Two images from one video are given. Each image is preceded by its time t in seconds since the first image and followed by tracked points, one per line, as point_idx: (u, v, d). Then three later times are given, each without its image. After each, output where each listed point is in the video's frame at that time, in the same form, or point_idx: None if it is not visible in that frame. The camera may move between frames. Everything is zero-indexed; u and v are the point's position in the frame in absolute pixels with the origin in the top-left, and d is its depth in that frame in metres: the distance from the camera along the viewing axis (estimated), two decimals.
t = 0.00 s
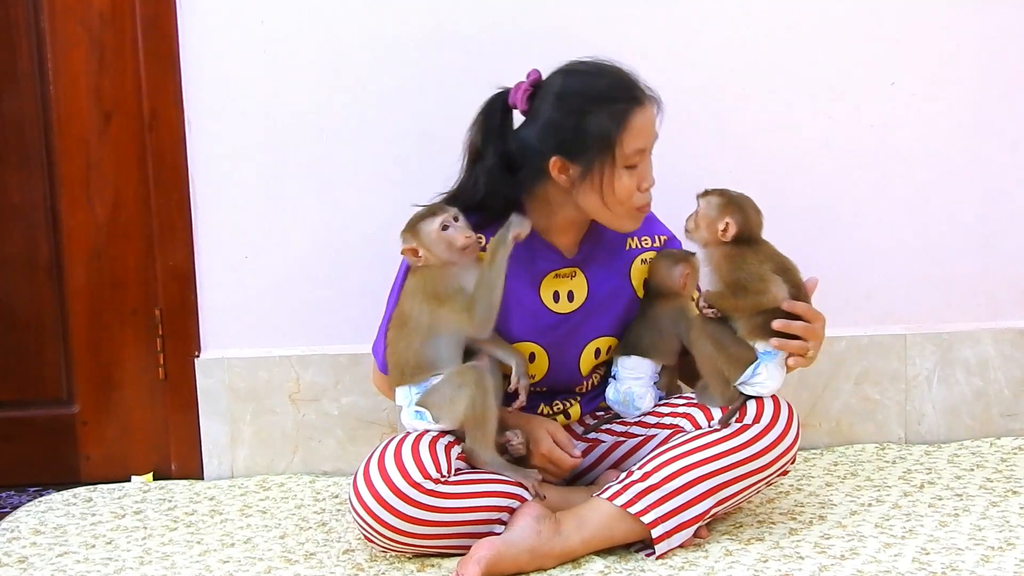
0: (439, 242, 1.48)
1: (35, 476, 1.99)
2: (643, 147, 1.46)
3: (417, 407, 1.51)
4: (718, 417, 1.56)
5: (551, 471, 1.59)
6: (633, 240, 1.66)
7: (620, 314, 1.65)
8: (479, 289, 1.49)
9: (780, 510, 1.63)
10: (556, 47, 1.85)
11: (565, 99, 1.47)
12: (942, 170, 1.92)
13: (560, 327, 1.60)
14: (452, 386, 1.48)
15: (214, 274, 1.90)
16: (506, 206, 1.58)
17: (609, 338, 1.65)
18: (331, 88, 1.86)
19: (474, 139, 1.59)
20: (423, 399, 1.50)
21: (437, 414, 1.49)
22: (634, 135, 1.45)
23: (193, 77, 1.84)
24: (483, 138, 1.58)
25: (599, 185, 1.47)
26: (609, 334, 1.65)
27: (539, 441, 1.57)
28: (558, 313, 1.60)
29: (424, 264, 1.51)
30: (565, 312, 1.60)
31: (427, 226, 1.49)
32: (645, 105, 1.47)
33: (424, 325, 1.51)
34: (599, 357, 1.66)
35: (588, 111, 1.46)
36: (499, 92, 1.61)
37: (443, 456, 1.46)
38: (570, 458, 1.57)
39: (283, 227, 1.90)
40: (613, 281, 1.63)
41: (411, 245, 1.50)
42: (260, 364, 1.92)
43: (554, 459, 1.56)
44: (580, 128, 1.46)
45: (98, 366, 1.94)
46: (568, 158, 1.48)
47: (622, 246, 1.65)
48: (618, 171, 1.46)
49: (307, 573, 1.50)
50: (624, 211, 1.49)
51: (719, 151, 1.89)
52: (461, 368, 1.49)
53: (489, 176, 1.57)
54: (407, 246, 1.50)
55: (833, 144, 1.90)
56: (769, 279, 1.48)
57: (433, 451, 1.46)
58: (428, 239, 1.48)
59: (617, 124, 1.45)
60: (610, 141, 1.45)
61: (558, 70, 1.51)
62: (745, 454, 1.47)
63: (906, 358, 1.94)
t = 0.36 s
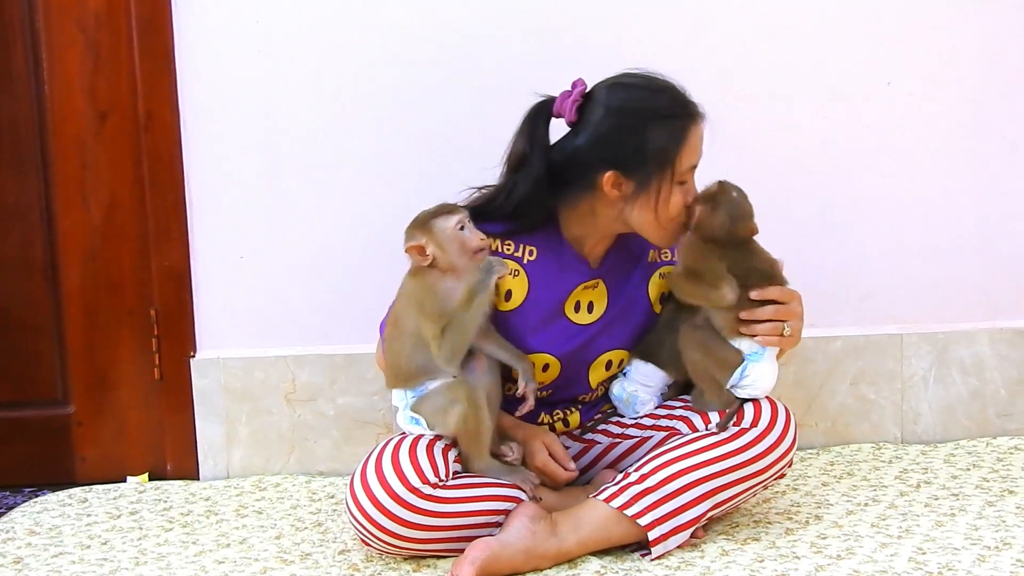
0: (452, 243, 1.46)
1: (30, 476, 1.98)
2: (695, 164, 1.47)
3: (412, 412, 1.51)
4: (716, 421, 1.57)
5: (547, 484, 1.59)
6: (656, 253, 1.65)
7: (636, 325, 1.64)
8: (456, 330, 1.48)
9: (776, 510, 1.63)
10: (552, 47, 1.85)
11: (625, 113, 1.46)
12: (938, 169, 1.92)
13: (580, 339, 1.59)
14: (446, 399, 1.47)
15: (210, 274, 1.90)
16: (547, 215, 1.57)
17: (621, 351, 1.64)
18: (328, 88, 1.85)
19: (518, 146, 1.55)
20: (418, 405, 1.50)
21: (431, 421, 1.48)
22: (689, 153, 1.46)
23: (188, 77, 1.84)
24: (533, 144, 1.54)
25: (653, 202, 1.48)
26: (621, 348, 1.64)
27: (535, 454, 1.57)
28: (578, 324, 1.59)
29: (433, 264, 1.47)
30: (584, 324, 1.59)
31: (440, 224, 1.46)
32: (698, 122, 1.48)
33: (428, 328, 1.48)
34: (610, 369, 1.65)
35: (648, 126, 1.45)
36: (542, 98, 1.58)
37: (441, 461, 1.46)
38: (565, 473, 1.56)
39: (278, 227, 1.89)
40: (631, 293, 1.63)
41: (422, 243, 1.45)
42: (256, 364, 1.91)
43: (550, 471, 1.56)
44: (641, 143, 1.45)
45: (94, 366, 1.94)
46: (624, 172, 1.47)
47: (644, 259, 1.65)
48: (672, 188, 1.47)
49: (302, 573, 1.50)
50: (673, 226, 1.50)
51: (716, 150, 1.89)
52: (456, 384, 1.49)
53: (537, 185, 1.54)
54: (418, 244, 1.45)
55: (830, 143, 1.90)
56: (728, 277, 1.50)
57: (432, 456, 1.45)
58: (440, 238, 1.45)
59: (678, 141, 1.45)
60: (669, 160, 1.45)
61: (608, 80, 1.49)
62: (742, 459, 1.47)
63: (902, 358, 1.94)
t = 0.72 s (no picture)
0: (445, 232, 1.46)
1: (28, 477, 1.98)
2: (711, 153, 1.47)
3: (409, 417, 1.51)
4: (717, 423, 1.59)
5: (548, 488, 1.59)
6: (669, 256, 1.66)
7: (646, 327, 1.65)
8: (492, 299, 1.43)
9: (775, 511, 1.63)
10: (551, 47, 1.85)
11: (642, 103, 1.45)
12: (938, 170, 1.92)
13: (592, 337, 1.59)
14: (437, 405, 1.46)
15: (208, 274, 1.89)
16: (568, 213, 1.55)
17: (631, 353, 1.64)
18: (326, 88, 1.85)
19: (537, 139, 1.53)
20: (412, 409, 1.49)
21: (425, 426, 1.48)
22: (705, 141, 1.46)
23: (186, 77, 1.83)
24: (551, 139, 1.52)
25: (672, 191, 1.46)
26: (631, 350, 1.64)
27: (538, 459, 1.56)
28: (591, 322, 1.59)
29: (427, 257, 1.46)
30: (596, 322, 1.59)
31: (430, 216, 1.47)
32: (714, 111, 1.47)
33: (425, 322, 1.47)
34: (618, 372, 1.65)
35: (666, 114, 1.44)
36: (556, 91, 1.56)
37: (442, 462, 1.45)
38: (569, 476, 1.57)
39: (277, 228, 1.89)
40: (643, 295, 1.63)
41: (415, 235, 1.44)
42: (254, 364, 1.91)
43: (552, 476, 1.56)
44: (660, 133, 1.44)
45: (91, 366, 1.93)
46: (641, 162, 1.46)
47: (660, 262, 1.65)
48: (690, 177, 1.46)
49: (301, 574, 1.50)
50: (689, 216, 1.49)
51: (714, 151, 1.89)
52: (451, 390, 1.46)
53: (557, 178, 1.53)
54: (410, 237, 1.44)
55: (829, 144, 1.90)
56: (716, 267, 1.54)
57: (432, 456, 1.45)
58: (432, 229, 1.46)
59: (694, 130, 1.44)
60: (687, 147, 1.44)
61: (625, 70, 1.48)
62: (743, 462, 1.46)
63: (901, 358, 1.94)
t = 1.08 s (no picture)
0: (440, 228, 1.47)
1: (35, 481, 1.98)
2: (634, 130, 1.46)
3: (415, 421, 1.51)
4: (720, 421, 1.57)
5: (582, 445, 1.53)
6: (647, 229, 1.64)
7: (635, 306, 1.64)
8: (502, 265, 1.43)
9: (781, 515, 1.63)
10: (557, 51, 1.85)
11: (562, 79, 1.46)
12: (943, 173, 1.92)
13: (565, 315, 1.60)
14: (443, 407, 1.46)
15: (213, 278, 1.90)
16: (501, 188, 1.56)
17: (618, 333, 1.63)
18: (333, 92, 1.86)
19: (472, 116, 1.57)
20: (418, 413, 1.49)
21: (429, 431, 1.48)
22: (627, 119, 1.46)
23: (192, 81, 1.84)
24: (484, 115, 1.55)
25: (591, 168, 1.48)
26: (617, 328, 1.63)
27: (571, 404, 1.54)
28: (565, 301, 1.60)
29: (427, 256, 1.47)
30: (571, 301, 1.60)
31: (423, 214, 1.47)
32: (639, 87, 1.47)
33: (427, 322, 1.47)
34: (609, 353, 1.64)
35: (586, 92, 1.45)
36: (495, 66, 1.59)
37: (445, 463, 1.46)
38: (604, 423, 1.53)
39: (283, 232, 1.89)
40: (619, 271, 1.62)
41: (411, 235, 1.45)
42: (260, 368, 1.91)
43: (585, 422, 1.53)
44: (578, 110, 1.46)
45: (97, 370, 1.94)
46: (562, 138, 1.48)
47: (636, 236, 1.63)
48: (610, 154, 1.47)
49: None
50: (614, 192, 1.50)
51: (719, 154, 1.89)
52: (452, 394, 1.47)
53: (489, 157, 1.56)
54: (407, 237, 1.45)
55: (834, 147, 1.90)
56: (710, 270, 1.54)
57: (434, 459, 1.46)
58: (427, 227, 1.46)
59: (615, 108, 1.45)
60: (605, 123, 1.45)
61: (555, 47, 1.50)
62: (748, 462, 1.47)
63: (907, 361, 1.94)
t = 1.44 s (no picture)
0: (427, 219, 1.48)
1: (35, 480, 1.98)
2: (591, 118, 1.46)
3: (417, 419, 1.51)
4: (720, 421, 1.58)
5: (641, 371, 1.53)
6: (626, 215, 1.63)
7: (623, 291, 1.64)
8: (496, 192, 1.44)
9: (781, 517, 1.63)
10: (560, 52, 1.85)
11: (516, 75, 1.47)
12: (945, 176, 1.92)
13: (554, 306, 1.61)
14: (450, 401, 1.47)
15: (215, 278, 1.90)
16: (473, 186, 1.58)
17: (608, 319, 1.64)
18: (336, 92, 1.86)
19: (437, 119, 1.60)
20: (423, 411, 1.50)
21: (435, 428, 1.49)
22: (582, 108, 1.45)
23: (195, 82, 1.84)
24: (443, 121, 1.59)
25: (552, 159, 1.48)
26: (607, 315, 1.64)
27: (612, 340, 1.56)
28: (551, 293, 1.60)
29: (420, 249, 1.48)
30: (557, 292, 1.60)
31: (406, 212, 1.48)
32: (594, 76, 1.47)
33: (429, 308, 1.49)
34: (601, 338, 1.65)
35: (538, 85, 1.46)
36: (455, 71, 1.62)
37: (444, 462, 1.46)
38: (647, 337, 1.55)
39: (285, 232, 1.90)
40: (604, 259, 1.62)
41: (402, 234, 1.46)
42: (260, 368, 1.91)
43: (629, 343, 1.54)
44: (532, 104, 1.47)
45: (98, 370, 1.94)
46: (521, 132, 1.49)
47: (616, 223, 1.62)
48: (569, 144, 1.47)
49: None
50: (579, 181, 1.49)
51: (721, 156, 1.89)
52: (455, 381, 1.48)
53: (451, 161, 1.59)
54: (399, 237, 1.46)
55: (836, 149, 1.90)
56: (708, 271, 1.55)
57: (434, 457, 1.46)
58: (415, 222, 1.47)
59: (567, 97, 1.45)
60: (559, 115, 1.46)
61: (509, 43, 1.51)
62: (747, 462, 1.47)
63: (908, 364, 1.94)
